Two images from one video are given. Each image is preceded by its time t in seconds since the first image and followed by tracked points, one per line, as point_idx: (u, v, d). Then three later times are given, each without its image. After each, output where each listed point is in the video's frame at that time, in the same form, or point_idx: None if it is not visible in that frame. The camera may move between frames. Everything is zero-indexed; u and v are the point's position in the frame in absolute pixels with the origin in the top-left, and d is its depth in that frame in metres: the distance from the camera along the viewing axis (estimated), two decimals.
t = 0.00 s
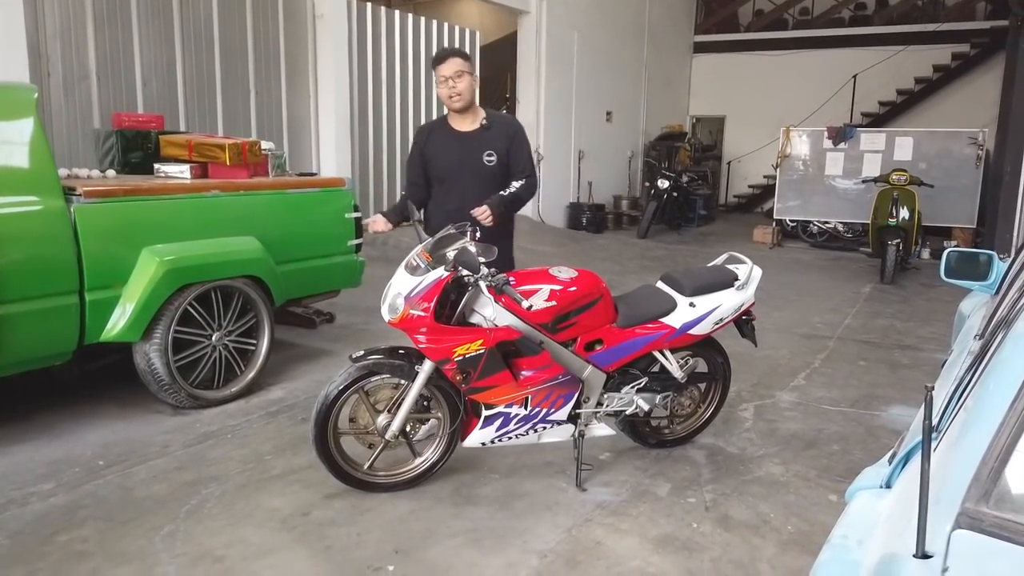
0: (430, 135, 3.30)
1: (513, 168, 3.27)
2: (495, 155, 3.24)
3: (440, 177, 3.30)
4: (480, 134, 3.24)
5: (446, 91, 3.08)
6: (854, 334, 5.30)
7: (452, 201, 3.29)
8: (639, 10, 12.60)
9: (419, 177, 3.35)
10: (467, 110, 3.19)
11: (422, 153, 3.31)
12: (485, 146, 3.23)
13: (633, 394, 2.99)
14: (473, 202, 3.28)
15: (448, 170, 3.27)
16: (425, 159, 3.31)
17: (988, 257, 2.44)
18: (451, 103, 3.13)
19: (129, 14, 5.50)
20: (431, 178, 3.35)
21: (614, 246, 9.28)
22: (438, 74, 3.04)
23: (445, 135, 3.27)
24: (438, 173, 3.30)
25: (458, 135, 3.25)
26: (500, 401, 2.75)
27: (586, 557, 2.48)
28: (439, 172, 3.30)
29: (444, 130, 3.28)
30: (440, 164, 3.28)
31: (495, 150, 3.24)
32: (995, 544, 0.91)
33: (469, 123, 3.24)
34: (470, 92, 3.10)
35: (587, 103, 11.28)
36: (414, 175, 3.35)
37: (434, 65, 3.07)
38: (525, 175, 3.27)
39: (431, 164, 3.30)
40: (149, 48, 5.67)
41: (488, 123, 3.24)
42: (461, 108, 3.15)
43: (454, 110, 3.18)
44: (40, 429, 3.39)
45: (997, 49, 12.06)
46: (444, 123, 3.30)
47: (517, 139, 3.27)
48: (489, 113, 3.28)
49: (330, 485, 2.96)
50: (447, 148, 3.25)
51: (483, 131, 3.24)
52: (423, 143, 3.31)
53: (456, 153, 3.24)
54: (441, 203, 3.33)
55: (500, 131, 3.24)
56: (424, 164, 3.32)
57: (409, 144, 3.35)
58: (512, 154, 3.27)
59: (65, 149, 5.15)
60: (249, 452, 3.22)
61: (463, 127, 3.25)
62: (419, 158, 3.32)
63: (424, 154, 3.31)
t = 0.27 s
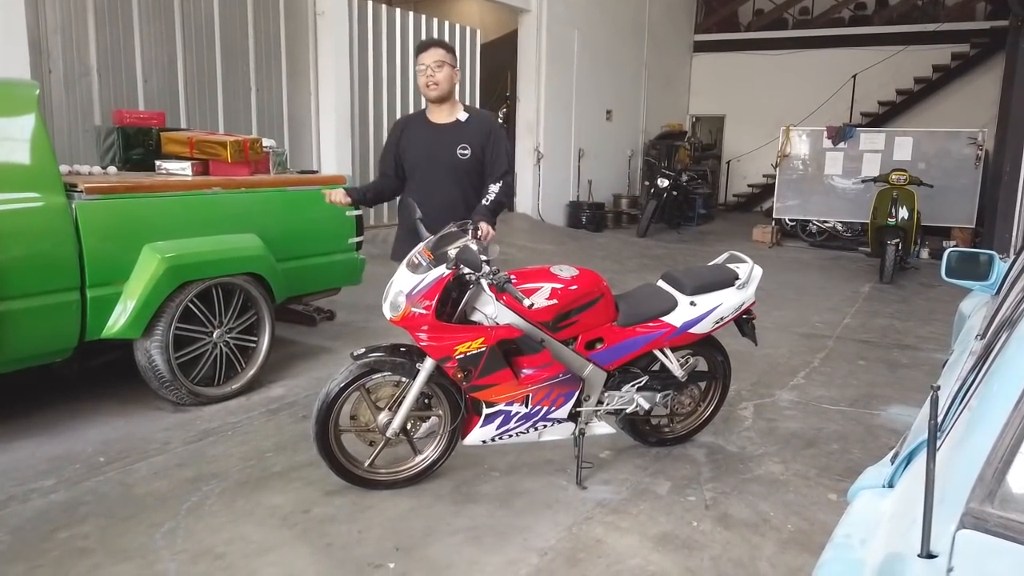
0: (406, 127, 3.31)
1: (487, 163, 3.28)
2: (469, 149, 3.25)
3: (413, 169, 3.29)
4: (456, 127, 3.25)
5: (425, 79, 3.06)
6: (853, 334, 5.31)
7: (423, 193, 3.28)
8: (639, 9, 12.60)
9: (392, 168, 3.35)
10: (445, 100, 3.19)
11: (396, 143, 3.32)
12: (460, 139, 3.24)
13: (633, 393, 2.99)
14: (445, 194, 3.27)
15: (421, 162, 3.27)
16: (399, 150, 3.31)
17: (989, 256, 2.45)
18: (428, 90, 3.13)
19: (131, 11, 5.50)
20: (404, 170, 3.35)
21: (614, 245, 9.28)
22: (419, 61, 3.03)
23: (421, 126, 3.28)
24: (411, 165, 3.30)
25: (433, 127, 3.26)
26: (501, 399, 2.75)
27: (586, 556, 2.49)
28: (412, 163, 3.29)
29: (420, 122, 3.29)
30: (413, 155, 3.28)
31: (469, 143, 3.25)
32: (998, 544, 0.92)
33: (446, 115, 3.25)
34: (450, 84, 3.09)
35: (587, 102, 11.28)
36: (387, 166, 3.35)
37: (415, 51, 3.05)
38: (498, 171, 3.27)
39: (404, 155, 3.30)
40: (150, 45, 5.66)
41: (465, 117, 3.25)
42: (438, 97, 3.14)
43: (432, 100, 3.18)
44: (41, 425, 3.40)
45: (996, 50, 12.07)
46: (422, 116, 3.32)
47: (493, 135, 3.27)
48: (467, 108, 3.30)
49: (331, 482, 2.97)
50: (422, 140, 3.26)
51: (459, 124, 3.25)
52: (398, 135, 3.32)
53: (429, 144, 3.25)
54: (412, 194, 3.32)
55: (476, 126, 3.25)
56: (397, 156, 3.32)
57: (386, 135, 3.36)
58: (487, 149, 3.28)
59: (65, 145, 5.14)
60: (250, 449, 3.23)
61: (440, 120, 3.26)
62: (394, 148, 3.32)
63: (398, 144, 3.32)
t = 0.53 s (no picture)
0: (396, 123, 3.31)
1: (476, 162, 3.29)
2: (459, 147, 3.25)
3: (401, 165, 3.29)
4: (447, 124, 3.25)
5: (418, 76, 3.07)
6: (854, 333, 5.31)
7: (410, 189, 3.27)
8: (641, 8, 12.59)
9: (380, 164, 3.34)
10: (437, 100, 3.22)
11: (384, 139, 3.31)
12: (450, 138, 3.25)
13: (634, 391, 2.99)
14: (433, 192, 3.27)
15: (409, 158, 3.26)
16: (388, 146, 3.31)
17: (991, 257, 2.46)
18: (420, 87, 3.13)
19: (132, 9, 5.49)
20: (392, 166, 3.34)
21: (615, 244, 9.28)
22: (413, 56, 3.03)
23: (411, 123, 3.28)
24: (399, 161, 3.29)
25: (423, 124, 3.26)
26: (502, 398, 2.76)
27: (588, 554, 2.49)
28: (400, 160, 3.29)
29: (410, 118, 3.29)
30: (401, 152, 3.28)
31: (459, 142, 3.26)
32: (1000, 544, 0.92)
33: (437, 112, 3.25)
34: (443, 82, 3.10)
35: (588, 101, 11.28)
36: (375, 163, 3.35)
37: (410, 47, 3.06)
38: (487, 170, 3.28)
39: (393, 151, 3.30)
40: (152, 43, 5.66)
41: (455, 115, 3.26)
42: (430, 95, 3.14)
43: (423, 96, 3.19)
44: (43, 423, 3.40)
45: (998, 50, 12.06)
46: (411, 112, 3.31)
47: (483, 134, 3.29)
48: (458, 106, 3.30)
49: (332, 480, 2.97)
50: (411, 137, 3.26)
51: (449, 122, 3.26)
52: (387, 130, 3.31)
53: (419, 141, 3.25)
54: (399, 191, 3.30)
55: (466, 124, 3.26)
56: (386, 152, 3.32)
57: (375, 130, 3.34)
58: (476, 148, 3.28)
59: (67, 143, 5.14)
60: (251, 447, 3.23)
61: (430, 117, 3.26)
62: (383, 144, 3.31)
63: (388, 140, 3.31)
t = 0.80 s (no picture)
0: (394, 119, 3.29)
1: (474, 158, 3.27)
2: (457, 143, 3.24)
3: (399, 162, 3.27)
4: (445, 120, 3.24)
5: (425, 77, 3.08)
6: (856, 333, 5.31)
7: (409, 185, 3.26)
8: (643, 7, 12.58)
9: (379, 161, 3.33)
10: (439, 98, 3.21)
11: (383, 136, 3.29)
12: (448, 134, 3.23)
13: (636, 390, 2.99)
14: (432, 188, 3.26)
15: (408, 154, 3.25)
16: (387, 142, 3.29)
17: (993, 256, 2.46)
18: (425, 88, 3.14)
19: (135, 7, 5.50)
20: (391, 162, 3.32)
21: (617, 244, 9.28)
22: (421, 57, 3.02)
23: (409, 119, 3.26)
24: (397, 158, 3.28)
25: (421, 121, 3.24)
26: (504, 397, 2.76)
27: (589, 553, 2.49)
28: (399, 157, 3.27)
29: (409, 114, 3.27)
30: (399, 148, 3.26)
31: (457, 137, 3.24)
32: (1002, 543, 0.91)
33: (436, 109, 3.24)
34: (448, 82, 3.12)
35: (590, 100, 11.28)
36: (375, 160, 3.34)
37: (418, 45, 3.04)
38: (487, 166, 3.29)
39: (391, 147, 3.28)
40: (154, 41, 5.66)
41: (454, 111, 3.24)
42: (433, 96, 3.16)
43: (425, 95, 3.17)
44: (45, 421, 3.41)
45: (1000, 50, 12.04)
46: (410, 108, 3.29)
47: (481, 130, 3.27)
48: (456, 102, 3.29)
49: (333, 479, 2.97)
50: (409, 132, 3.24)
51: (448, 118, 3.24)
52: (386, 126, 3.29)
53: (417, 138, 3.23)
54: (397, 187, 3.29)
55: (464, 121, 3.24)
56: (384, 149, 3.30)
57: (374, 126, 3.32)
58: (475, 144, 3.27)
59: (70, 141, 5.15)
60: (253, 445, 3.23)
61: (429, 113, 3.24)
62: (383, 141, 3.29)
63: (387, 137, 3.29)
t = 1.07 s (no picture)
0: (395, 119, 3.28)
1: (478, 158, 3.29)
2: (462, 143, 3.25)
3: (402, 161, 3.26)
4: (449, 121, 3.24)
5: (431, 84, 3.09)
6: (858, 334, 5.30)
7: (412, 185, 3.26)
8: (646, 8, 12.57)
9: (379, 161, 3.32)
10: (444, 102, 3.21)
11: (384, 134, 3.28)
12: (452, 134, 3.23)
13: (638, 391, 2.99)
14: (436, 189, 3.26)
15: (411, 154, 3.24)
16: (388, 142, 3.28)
17: (996, 257, 2.45)
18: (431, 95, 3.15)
19: (138, 7, 5.50)
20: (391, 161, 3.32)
21: (619, 244, 9.28)
22: (428, 65, 3.02)
23: (411, 119, 3.25)
24: (399, 157, 3.27)
25: (425, 121, 3.24)
26: (506, 397, 2.76)
27: (590, 553, 2.49)
28: (401, 156, 3.27)
29: (411, 114, 3.26)
30: (402, 148, 3.25)
31: (462, 138, 3.25)
32: (1004, 543, 0.91)
33: (439, 110, 3.24)
34: (453, 88, 3.14)
35: (593, 101, 11.28)
36: (376, 159, 3.33)
37: (424, 52, 3.03)
38: (491, 168, 3.32)
39: (393, 147, 3.27)
40: (157, 41, 5.67)
41: (457, 112, 3.25)
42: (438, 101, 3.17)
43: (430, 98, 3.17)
44: (49, 420, 3.42)
45: (1004, 50, 12.01)
46: (412, 108, 3.28)
47: (485, 131, 3.29)
48: (459, 102, 3.29)
49: (335, 478, 2.97)
50: (412, 132, 3.23)
51: (452, 118, 3.25)
52: (387, 126, 3.28)
53: (420, 138, 3.23)
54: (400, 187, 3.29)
55: (469, 121, 3.25)
56: (386, 148, 3.29)
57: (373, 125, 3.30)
58: (479, 145, 3.29)
59: (73, 141, 5.16)
60: (255, 445, 3.24)
61: (432, 114, 3.24)
62: (383, 140, 3.29)
63: (387, 137, 3.28)
